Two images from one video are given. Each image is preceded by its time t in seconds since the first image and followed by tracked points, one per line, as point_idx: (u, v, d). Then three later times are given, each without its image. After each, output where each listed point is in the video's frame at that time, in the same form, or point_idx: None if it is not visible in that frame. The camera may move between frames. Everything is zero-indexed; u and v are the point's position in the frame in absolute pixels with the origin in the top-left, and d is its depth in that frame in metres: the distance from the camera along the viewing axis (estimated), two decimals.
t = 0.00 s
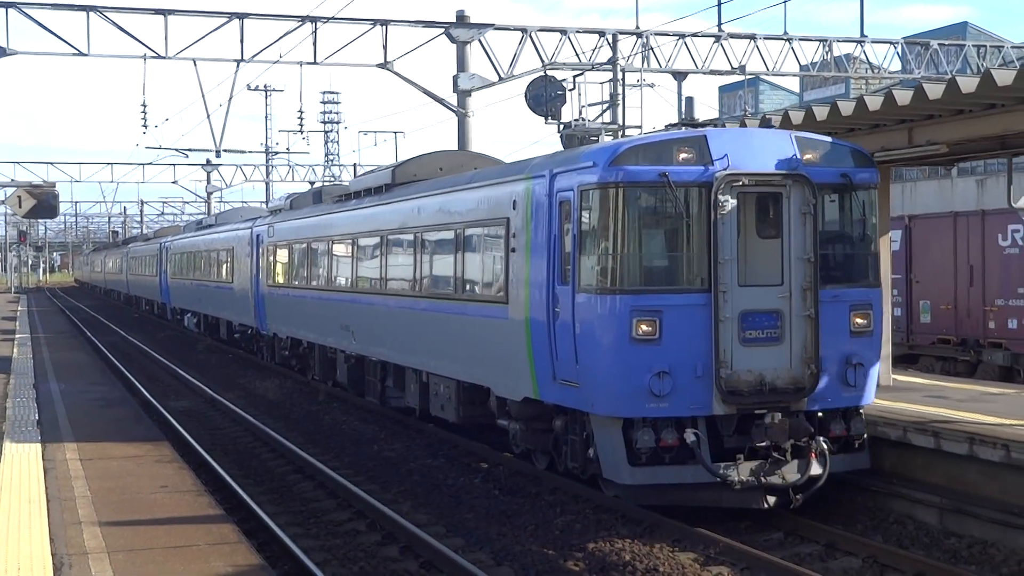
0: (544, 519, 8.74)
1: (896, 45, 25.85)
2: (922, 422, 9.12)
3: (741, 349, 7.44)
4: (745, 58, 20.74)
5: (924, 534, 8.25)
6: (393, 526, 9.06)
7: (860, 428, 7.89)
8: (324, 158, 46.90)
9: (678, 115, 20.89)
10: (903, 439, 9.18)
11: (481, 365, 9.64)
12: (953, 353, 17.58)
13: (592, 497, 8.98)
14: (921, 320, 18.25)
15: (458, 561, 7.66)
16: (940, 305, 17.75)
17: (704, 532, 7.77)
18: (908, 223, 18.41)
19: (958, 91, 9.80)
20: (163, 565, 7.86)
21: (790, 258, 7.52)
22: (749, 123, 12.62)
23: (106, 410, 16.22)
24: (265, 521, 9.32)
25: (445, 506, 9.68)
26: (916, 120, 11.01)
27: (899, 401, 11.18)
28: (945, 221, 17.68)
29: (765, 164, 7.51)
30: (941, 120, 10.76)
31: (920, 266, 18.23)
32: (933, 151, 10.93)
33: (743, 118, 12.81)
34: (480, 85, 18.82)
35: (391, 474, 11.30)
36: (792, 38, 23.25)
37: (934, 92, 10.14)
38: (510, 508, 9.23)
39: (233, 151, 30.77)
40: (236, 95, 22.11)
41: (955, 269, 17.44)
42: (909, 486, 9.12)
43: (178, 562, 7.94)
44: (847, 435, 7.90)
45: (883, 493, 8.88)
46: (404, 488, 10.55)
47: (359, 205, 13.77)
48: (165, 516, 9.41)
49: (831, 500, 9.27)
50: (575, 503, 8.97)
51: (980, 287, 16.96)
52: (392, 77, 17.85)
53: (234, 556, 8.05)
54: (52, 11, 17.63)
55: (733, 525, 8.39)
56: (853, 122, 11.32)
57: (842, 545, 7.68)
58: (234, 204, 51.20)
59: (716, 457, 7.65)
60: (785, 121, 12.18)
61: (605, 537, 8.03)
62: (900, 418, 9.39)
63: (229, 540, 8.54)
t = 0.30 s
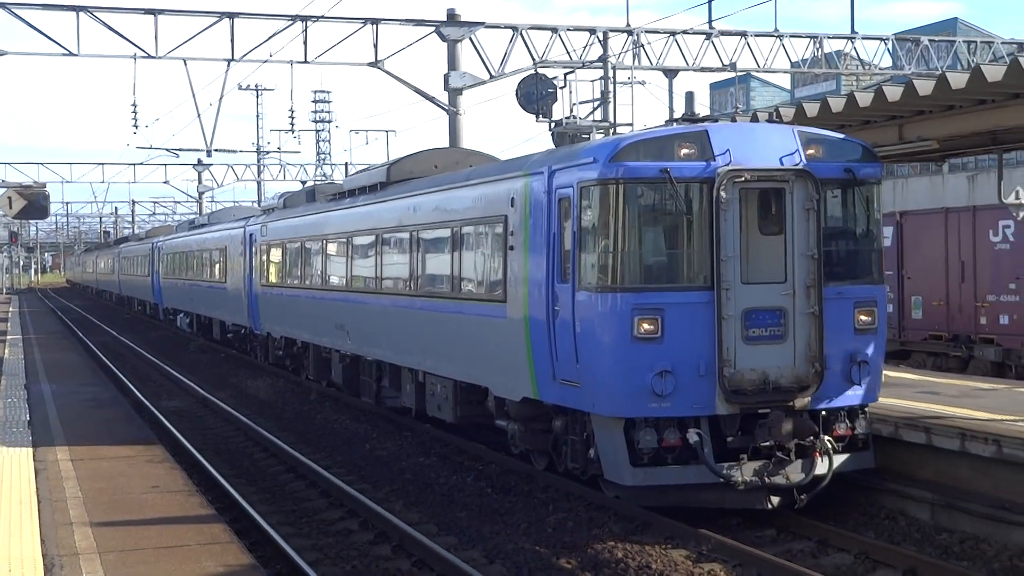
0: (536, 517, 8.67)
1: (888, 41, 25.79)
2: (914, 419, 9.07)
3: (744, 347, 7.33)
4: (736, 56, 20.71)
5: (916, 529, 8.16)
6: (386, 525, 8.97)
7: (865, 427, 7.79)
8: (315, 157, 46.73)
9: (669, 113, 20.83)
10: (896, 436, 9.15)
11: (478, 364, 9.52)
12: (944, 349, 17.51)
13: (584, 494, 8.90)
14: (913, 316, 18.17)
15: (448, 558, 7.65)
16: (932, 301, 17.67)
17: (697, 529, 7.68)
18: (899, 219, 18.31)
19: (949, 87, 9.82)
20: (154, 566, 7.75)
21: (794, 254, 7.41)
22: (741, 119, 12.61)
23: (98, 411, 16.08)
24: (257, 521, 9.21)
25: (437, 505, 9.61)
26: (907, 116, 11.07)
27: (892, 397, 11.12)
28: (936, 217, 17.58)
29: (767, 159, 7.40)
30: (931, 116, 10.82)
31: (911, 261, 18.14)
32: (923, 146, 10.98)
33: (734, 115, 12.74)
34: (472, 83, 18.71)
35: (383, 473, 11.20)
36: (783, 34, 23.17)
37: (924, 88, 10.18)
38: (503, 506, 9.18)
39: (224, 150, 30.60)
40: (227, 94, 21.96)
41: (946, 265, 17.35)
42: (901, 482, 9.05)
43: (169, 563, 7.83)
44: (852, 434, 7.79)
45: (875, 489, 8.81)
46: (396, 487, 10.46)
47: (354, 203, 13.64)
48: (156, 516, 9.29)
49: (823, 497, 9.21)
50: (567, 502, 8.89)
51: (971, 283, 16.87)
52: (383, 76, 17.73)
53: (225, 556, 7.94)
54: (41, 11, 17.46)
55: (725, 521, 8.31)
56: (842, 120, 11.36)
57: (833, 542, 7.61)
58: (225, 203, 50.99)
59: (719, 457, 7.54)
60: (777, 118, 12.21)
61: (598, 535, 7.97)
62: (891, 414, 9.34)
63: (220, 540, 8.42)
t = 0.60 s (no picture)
0: (528, 515, 8.61)
1: (881, 40, 25.70)
2: (904, 418, 8.98)
3: (748, 347, 7.21)
4: (729, 55, 20.63)
5: (907, 528, 8.09)
6: (377, 524, 8.87)
7: (871, 428, 7.68)
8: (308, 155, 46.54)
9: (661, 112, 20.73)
10: (887, 435, 9.08)
11: (477, 364, 9.39)
12: (936, 348, 17.42)
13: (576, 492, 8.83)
14: (905, 315, 18.09)
15: (439, 556, 7.61)
16: (924, 300, 17.58)
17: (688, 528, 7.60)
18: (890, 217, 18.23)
19: (942, 86, 9.71)
20: (145, 565, 7.61)
21: (799, 253, 7.30)
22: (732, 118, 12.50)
23: (89, 409, 15.92)
24: (249, 519, 9.08)
25: (429, 504, 9.54)
26: (898, 116, 10.94)
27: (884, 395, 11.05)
28: (927, 216, 17.48)
29: (773, 156, 7.29)
30: (923, 115, 10.70)
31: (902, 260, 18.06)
32: (915, 146, 10.88)
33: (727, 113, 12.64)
34: (464, 82, 18.58)
35: (375, 471, 11.10)
36: (776, 33, 23.08)
37: (916, 87, 10.06)
38: (495, 504, 9.13)
39: (216, 148, 30.38)
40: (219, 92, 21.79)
41: (937, 264, 17.25)
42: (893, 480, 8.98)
43: (160, 562, 7.70)
44: (858, 435, 7.68)
45: (868, 487, 8.73)
46: (388, 486, 10.36)
47: (349, 200, 13.50)
48: (147, 514, 9.14)
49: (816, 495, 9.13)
50: (558, 501, 8.81)
51: (963, 282, 16.77)
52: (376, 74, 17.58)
53: (217, 555, 7.81)
54: (32, 8, 17.27)
55: (717, 520, 8.24)
56: (833, 119, 11.21)
57: (826, 541, 7.54)
58: (217, 202, 50.75)
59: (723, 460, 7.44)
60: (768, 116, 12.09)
61: (590, 533, 7.90)
62: (883, 413, 9.27)
63: (212, 539, 8.28)
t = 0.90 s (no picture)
0: (521, 513, 8.57)
1: (872, 37, 25.61)
2: (896, 414, 8.89)
3: (756, 346, 7.09)
4: (719, 52, 20.53)
5: (900, 524, 8.03)
6: (370, 522, 8.76)
7: (880, 427, 7.55)
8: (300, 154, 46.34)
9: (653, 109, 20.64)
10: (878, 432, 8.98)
11: (477, 363, 9.26)
12: (928, 344, 17.33)
13: (569, 489, 8.79)
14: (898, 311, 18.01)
15: (433, 554, 7.53)
16: (915, 296, 17.47)
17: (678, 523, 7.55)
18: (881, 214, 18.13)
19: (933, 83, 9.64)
20: (138, 565, 7.48)
21: (807, 249, 7.18)
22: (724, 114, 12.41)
23: (81, 409, 15.76)
24: (242, 518, 8.95)
25: (423, 502, 9.45)
26: (890, 112, 10.89)
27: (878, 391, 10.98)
28: (917, 213, 17.36)
29: (779, 151, 7.16)
30: (914, 111, 10.64)
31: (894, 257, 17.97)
32: (907, 142, 10.82)
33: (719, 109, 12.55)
34: (456, 80, 18.45)
35: (368, 469, 10.99)
36: (767, 30, 23.00)
37: (907, 83, 9.99)
38: (488, 502, 9.07)
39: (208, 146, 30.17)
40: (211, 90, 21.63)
41: (928, 261, 17.12)
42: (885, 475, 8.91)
43: (152, 561, 7.57)
44: (866, 434, 7.57)
45: (860, 484, 8.67)
46: (381, 484, 10.25)
47: (345, 198, 13.36)
48: (139, 514, 8.99)
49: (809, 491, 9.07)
50: (552, 498, 8.79)
51: (954, 278, 16.65)
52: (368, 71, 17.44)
53: (209, 554, 7.67)
54: (22, 7, 17.08)
55: (710, 517, 8.18)
56: (825, 115, 11.19)
57: (819, 537, 7.55)
58: (210, 200, 50.55)
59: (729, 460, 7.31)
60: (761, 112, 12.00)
61: (581, 530, 7.88)
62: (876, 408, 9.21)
63: (204, 537, 8.14)
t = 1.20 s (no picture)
0: (513, 509, 8.51)
1: (866, 34, 25.48)
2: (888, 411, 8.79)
3: (764, 344, 6.96)
4: (712, 49, 20.38)
5: (892, 520, 7.98)
6: (362, 518, 8.62)
7: (889, 427, 7.43)
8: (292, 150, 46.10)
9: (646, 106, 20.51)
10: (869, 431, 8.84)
11: (477, 361, 9.11)
12: (920, 341, 17.21)
13: (561, 486, 8.74)
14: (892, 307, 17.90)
15: (425, 550, 7.43)
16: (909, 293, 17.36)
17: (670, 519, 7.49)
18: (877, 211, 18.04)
19: (924, 80, 9.53)
20: (129, 560, 7.33)
21: (816, 245, 7.04)
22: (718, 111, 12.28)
23: (72, 404, 15.59)
24: (233, 513, 8.80)
25: (415, 498, 9.34)
26: (882, 109, 10.77)
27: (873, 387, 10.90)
28: (912, 210, 17.25)
29: (788, 146, 7.03)
30: (906, 109, 10.52)
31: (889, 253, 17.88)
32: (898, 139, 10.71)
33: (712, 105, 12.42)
34: (449, 76, 18.29)
35: (361, 465, 10.86)
36: (761, 27, 22.87)
37: (899, 80, 9.88)
38: (480, 498, 8.98)
39: (200, 142, 29.95)
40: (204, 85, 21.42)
41: (922, 258, 17.01)
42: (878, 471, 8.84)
43: (143, 557, 7.42)
44: (876, 435, 7.44)
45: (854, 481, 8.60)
46: (374, 480, 10.12)
47: (341, 193, 13.20)
48: (130, 509, 8.83)
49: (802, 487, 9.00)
50: (544, 494, 8.73)
51: (946, 275, 16.53)
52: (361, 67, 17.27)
53: (201, 550, 7.52)
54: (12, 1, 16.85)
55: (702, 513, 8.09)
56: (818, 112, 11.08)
57: (811, 533, 7.52)
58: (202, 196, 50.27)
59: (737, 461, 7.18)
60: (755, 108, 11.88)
61: (573, 526, 7.83)
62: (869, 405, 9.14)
63: (195, 533, 7.99)
